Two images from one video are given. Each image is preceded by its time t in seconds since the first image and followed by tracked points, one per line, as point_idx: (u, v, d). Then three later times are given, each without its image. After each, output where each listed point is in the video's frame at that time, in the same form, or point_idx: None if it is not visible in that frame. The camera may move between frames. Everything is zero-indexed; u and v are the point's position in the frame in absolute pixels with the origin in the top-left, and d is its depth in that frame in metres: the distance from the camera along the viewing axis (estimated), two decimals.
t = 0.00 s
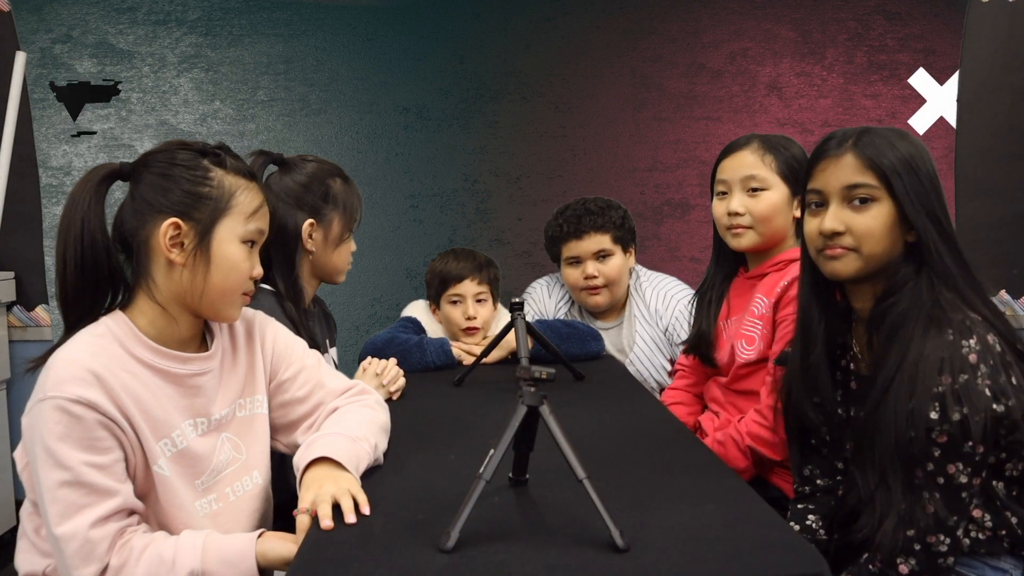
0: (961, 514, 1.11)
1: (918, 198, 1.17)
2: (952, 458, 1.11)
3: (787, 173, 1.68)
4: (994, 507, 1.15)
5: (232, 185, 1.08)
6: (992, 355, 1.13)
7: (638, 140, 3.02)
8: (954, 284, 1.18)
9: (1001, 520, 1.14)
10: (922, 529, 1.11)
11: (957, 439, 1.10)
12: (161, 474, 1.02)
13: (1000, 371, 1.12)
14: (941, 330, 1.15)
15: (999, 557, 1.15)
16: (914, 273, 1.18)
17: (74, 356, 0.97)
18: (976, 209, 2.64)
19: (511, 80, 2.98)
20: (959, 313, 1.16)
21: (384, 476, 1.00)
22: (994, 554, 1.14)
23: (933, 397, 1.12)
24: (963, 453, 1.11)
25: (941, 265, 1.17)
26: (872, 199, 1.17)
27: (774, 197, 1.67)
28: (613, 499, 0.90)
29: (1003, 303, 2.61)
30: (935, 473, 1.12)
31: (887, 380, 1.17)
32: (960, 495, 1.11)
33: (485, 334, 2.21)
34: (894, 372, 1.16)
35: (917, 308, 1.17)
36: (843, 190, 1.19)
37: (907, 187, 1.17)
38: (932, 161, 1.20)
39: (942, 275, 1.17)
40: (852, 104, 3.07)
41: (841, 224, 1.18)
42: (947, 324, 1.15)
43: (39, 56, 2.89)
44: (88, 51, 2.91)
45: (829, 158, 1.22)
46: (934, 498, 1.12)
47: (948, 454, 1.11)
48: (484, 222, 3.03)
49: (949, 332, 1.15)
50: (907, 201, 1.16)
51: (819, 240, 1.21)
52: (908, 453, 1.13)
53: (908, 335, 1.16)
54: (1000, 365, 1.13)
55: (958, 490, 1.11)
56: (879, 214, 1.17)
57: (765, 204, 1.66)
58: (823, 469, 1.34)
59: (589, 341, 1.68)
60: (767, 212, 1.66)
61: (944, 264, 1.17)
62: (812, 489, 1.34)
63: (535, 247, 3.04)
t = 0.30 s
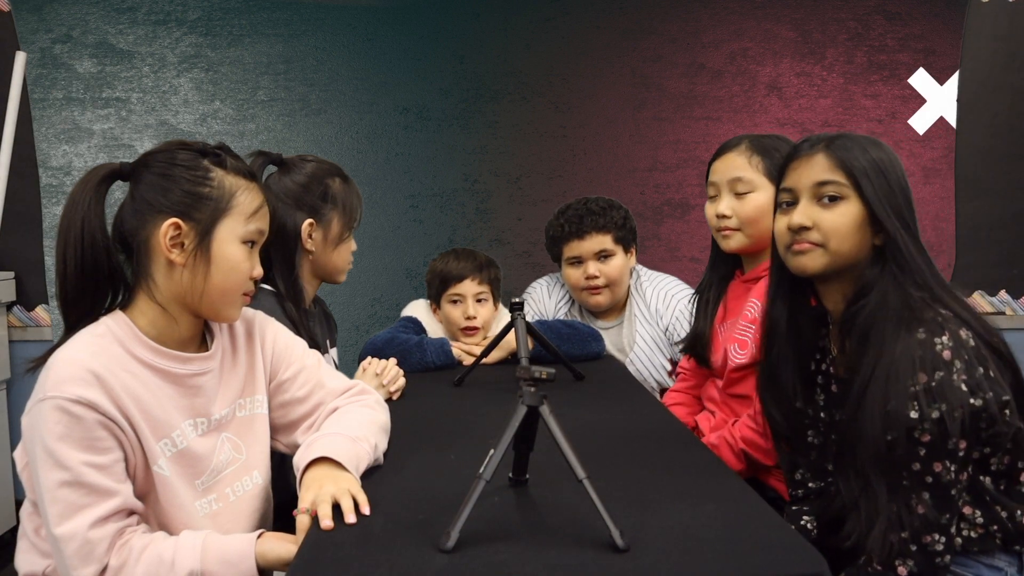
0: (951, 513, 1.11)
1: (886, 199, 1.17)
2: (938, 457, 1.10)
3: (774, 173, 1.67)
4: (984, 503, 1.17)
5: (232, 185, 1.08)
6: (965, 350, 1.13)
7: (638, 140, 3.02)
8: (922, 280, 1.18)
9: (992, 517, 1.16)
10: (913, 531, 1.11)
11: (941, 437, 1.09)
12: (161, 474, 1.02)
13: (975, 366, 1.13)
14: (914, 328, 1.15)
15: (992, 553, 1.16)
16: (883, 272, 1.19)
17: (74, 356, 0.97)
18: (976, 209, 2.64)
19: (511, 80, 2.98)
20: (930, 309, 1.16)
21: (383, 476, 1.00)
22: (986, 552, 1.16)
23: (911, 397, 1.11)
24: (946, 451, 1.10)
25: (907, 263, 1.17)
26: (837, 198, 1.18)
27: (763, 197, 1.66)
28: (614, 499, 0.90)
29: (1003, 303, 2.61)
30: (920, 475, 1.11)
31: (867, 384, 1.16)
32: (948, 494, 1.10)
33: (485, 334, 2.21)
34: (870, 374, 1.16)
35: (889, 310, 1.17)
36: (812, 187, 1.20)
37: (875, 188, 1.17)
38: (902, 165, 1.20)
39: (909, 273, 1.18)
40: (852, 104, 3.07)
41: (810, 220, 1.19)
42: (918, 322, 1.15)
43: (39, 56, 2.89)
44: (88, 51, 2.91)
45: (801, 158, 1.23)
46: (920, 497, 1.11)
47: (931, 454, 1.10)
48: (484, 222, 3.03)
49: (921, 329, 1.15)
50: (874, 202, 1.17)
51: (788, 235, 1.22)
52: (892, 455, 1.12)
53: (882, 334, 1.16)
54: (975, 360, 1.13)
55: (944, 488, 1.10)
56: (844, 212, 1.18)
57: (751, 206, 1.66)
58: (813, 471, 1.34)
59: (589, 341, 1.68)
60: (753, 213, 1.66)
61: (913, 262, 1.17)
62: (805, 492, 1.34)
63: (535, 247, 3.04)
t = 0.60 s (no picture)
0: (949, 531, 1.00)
1: (839, 204, 1.06)
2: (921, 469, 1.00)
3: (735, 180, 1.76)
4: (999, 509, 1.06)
5: (200, 174, 1.06)
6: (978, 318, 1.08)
7: (638, 140, 3.02)
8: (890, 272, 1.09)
9: (1002, 536, 1.06)
10: (898, 549, 1.02)
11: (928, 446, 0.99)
12: (146, 470, 0.98)
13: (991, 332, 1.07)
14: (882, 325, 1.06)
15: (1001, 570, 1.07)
16: (843, 273, 1.07)
17: (58, 351, 0.95)
18: (977, 209, 2.65)
19: (511, 80, 2.98)
20: (901, 302, 1.08)
21: (382, 476, 1.00)
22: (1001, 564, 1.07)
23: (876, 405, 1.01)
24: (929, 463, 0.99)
25: (872, 258, 1.07)
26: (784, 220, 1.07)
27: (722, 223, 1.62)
28: (614, 499, 0.90)
29: (1004, 304, 2.55)
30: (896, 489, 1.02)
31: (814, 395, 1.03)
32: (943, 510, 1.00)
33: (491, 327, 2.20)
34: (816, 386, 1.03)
35: (806, 309, 1.05)
36: (751, 212, 1.11)
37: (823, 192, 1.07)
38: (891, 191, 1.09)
39: (875, 269, 1.07)
40: (852, 104, 3.07)
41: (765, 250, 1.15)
42: (883, 320, 1.07)
43: (39, 56, 2.89)
44: (88, 51, 2.92)
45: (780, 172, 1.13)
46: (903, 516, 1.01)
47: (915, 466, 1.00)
48: (484, 222, 3.03)
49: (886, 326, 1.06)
50: (823, 209, 1.06)
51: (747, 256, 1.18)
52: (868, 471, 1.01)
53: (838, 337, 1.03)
54: (967, 354, 1.03)
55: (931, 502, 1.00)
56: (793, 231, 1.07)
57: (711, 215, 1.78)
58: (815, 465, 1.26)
59: (586, 344, 1.68)
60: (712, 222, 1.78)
61: (876, 254, 1.07)
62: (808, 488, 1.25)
63: (535, 247, 3.04)
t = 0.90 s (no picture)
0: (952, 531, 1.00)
1: (822, 208, 1.06)
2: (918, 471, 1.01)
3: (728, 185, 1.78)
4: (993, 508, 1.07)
5: (200, 175, 1.05)
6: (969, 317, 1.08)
7: (638, 140, 3.01)
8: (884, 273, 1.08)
9: (1000, 537, 1.06)
10: (896, 548, 1.02)
11: (931, 447, 1.00)
12: (146, 470, 0.98)
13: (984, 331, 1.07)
14: (876, 325, 1.06)
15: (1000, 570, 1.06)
16: (828, 276, 1.06)
17: (58, 351, 0.95)
18: (977, 209, 2.64)
19: (511, 80, 2.98)
20: (894, 302, 1.07)
21: (381, 475, 1.00)
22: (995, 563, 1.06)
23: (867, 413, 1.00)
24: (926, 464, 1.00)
25: (858, 259, 1.06)
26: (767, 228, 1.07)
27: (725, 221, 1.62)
28: (615, 499, 0.90)
29: (1003, 304, 2.53)
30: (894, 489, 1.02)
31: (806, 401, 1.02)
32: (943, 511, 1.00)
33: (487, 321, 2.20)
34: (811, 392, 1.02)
35: (793, 310, 1.05)
36: (738, 220, 1.11)
37: (807, 196, 1.07)
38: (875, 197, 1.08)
39: (863, 269, 1.07)
40: (852, 104, 3.07)
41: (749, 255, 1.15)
42: (876, 321, 1.06)
43: (39, 56, 2.89)
44: (88, 51, 2.92)
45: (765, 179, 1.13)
46: (902, 516, 1.02)
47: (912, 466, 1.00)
48: (484, 222, 3.03)
49: (877, 326, 1.06)
50: (805, 213, 1.06)
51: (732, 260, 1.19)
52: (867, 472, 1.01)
53: (828, 339, 1.03)
54: (964, 354, 1.03)
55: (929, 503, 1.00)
56: (776, 237, 1.06)
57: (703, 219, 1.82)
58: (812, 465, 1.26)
59: (589, 341, 1.68)
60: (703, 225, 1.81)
61: (864, 255, 1.06)
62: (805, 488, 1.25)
63: (535, 247, 3.03)
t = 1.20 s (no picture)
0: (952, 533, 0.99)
1: (806, 210, 1.07)
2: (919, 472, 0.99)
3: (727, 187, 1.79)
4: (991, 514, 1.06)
5: (201, 175, 1.05)
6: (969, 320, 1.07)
7: (638, 140, 3.01)
8: (874, 274, 1.08)
9: (999, 540, 1.06)
10: (895, 549, 1.01)
11: (933, 449, 0.98)
12: (146, 469, 0.98)
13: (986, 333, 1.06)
14: (863, 326, 1.06)
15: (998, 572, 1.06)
16: (813, 279, 1.06)
17: (58, 351, 0.95)
18: (977, 209, 2.64)
19: (511, 80, 2.98)
20: (884, 303, 1.07)
21: (382, 475, 1.00)
22: (993, 568, 1.06)
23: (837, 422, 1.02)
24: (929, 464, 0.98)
25: (845, 261, 1.07)
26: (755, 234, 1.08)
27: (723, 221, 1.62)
28: (615, 499, 0.90)
29: (1002, 303, 2.52)
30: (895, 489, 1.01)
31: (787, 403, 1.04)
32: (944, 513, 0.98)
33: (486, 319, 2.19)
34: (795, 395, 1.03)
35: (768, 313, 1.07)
36: (727, 227, 1.12)
37: (793, 199, 1.08)
38: (859, 201, 1.09)
39: (849, 270, 1.07)
40: (852, 104, 3.07)
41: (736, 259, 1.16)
42: (864, 322, 1.06)
43: (39, 56, 2.89)
44: (88, 51, 2.92)
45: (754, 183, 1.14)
46: (901, 516, 1.01)
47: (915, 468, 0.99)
48: (484, 222, 3.03)
49: (863, 326, 1.06)
50: (790, 215, 1.07)
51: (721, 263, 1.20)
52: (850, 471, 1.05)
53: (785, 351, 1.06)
54: (967, 355, 1.02)
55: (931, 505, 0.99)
56: (763, 243, 1.08)
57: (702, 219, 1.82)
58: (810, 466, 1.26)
59: (588, 343, 1.68)
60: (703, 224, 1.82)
61: (851, 256, 1.07)
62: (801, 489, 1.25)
63: (535, 247, 3.03)
